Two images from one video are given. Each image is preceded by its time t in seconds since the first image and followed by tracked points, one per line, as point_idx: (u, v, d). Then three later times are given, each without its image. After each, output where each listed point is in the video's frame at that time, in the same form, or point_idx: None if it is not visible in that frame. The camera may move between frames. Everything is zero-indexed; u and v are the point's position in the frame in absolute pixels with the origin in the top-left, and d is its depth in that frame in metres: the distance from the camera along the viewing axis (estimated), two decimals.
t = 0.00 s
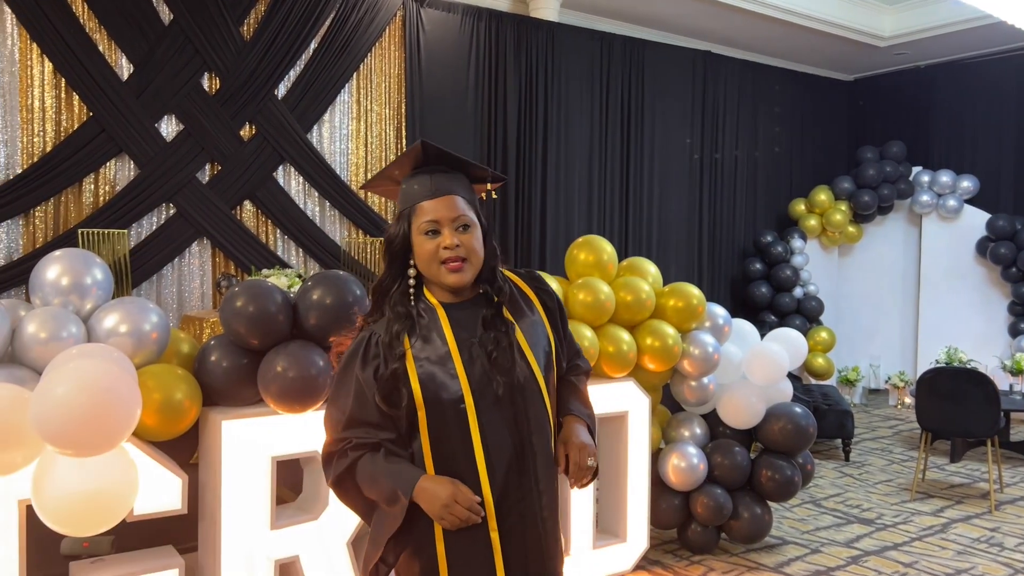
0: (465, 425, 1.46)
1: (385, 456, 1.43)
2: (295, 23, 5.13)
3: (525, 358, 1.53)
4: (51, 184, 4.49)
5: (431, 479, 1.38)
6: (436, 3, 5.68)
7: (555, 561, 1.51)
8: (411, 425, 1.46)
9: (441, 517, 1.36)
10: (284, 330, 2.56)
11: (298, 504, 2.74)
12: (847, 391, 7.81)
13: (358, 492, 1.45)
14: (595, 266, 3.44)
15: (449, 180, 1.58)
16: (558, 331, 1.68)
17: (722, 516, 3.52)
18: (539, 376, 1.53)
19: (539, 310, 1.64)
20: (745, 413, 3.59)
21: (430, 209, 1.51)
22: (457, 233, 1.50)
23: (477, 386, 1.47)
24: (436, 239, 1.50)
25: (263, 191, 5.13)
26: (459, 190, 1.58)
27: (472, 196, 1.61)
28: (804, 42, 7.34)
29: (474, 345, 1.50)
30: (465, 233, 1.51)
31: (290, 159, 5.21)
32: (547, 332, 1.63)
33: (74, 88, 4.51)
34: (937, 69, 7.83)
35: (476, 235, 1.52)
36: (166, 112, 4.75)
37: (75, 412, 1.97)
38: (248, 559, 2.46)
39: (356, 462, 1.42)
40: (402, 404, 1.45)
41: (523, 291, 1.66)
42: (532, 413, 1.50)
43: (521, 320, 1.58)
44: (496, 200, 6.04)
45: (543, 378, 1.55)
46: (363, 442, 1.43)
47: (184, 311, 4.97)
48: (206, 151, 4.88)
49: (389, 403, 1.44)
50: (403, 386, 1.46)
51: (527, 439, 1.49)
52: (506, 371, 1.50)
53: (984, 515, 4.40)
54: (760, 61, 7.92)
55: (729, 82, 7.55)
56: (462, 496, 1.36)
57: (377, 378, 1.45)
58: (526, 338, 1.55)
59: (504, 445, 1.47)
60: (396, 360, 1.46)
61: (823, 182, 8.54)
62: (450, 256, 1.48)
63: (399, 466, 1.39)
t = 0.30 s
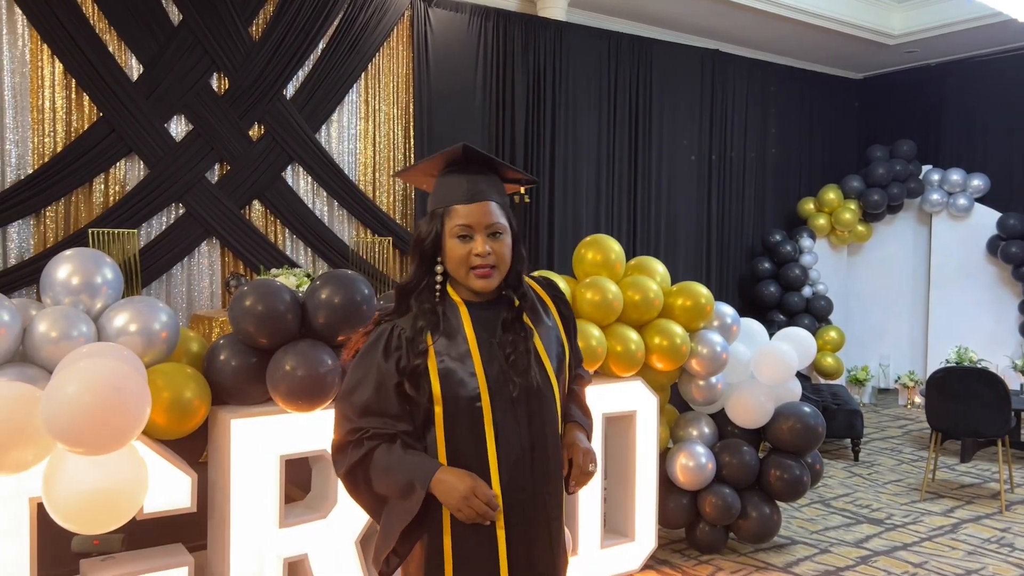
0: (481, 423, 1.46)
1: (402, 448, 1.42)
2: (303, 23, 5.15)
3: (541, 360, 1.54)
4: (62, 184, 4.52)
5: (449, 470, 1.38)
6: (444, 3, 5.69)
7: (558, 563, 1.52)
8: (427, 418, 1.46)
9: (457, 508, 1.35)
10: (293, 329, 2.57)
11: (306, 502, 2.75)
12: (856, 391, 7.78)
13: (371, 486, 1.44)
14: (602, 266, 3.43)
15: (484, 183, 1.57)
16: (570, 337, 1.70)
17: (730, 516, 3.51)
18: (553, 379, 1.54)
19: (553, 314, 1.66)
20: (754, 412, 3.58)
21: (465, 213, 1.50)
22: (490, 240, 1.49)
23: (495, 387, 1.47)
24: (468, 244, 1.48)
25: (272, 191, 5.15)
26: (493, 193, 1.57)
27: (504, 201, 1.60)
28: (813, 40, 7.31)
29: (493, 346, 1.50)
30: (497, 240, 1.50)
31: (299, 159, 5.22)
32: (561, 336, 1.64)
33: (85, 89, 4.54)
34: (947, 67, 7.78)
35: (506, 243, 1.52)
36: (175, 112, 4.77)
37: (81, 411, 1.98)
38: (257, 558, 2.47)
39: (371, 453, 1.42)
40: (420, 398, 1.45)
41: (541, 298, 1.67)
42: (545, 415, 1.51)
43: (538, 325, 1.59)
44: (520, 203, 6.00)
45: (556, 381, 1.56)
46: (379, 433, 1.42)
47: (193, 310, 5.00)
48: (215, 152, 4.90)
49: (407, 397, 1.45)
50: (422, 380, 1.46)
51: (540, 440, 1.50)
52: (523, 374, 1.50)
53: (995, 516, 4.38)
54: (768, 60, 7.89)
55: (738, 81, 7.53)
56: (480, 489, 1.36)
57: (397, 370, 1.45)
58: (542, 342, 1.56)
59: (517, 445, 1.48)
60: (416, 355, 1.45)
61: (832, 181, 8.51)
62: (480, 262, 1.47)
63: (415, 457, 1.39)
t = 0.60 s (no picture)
0: (508, 417, 1.47)
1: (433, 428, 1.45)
2: (309, 24, 5.16)
3: (568, 367, 1.55)
4: (71, 184, 4.54)
5: (483, 452, 1.40)
6: (450, 3, 5.69)
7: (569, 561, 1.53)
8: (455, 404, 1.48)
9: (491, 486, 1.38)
10: (300, 329, 2.57)
11: (312, 502, 2.76)
12: (863, 392, 7.75)
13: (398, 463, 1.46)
14: (609, 267, 3.43)
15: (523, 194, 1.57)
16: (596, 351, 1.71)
17: (736, 517, 3.51)
18: (576, 387, 1.56)
19: (586, 328, 1.67)
20: (761, 413, 3.57)
21: (499, 225, 1.51)
22: (520, 254, 1.49)
23: (522, 384, 1.49)
24: (498, 255, 1.50)
25: (278, 191, 5.17)
26: (529, 207, 1.55)
27: (547, 212, 1.58)
28: (819, 40, 7.29)
29: (523, 345, 1.51)
30: (527, 253, 1.50)
31: (305, 160, 5.24)
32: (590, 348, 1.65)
33: (93, 91, 4.56)
34: (955, 67, 7.75)
35: (539, 257, 1.51)
36: (182, 113, 4.79)
37: (89, 411, 1.99)
38: (263, 558, 2.48)
39: (404, 432, 1.44)
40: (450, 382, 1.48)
41: (578, 313, 1.68)
42: (567, 415, 1.53)
43: (568, 335, 1.59)
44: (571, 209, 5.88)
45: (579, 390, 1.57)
46: (412, 412, 1.44)
47: (200, 311, 5.02)
48: (222, 152, 4.91)
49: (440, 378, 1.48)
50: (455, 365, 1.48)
51: (561, 437, 1.52)
52: (549, 374, 1.52)
53: (1002, 518, 4.36)
54: (775, 60, 7.87)
55: (744, 81, 7.51)
56: (514, 471, 1.39)
57: (432, 352, 1.48)
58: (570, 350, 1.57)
59: (541, 440, 1.49)
60: (452, 342, 1.49)
61: (839, 181, 8.48)
62: (508, 274, 1.49)
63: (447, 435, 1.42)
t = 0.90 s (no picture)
0: (507, 410, 1.48)
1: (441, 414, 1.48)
2: (315, 24, 5.17)
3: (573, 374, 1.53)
4: (78, 184, 4.56)
5: (484, 436, 1.42)
6: (455, 3, 5.69)
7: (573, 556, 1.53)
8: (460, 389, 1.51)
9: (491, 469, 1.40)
10: (305, 328, 2.58)
11: (318, 500, 2.76)
12: (868, 392, 7.74)
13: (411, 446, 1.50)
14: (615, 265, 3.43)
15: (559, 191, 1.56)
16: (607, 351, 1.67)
17: (741, 517, 3.50)
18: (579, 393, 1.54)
19: (598, 328, 1.62)
20: (766, 413, 3.57)
21: (531, 213, 1.52)
22: (542, 245, 1.50)
23: (523, 379, 1.49)
24: (521, 240, 1.51)
25: (284, 191, 5.18)
26: (567, 210, 1.56)
27: (579, 221, 1.59)
28: (825, 40, 7.27)
29: (527, 341, 1.51)
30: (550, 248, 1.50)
31: (311, 159, 5.25)
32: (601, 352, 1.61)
33: (100, 91, 4.58)
34: (962, 66, 7.72)
35: (560, 254, 1.52)
36: (188, 113, 4.81)
37: (96, 409, 2.00)
38: (269, 557, 2.49)
39: (414, 417, 1.48)
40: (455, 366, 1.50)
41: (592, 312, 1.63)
42: (569, 414, 1.52)
43: (581, 350, 1.55)
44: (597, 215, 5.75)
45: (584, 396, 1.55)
46: (421, 399, 1.48)
47: (206, 310, 5.03)
48: (228, 152, 4.93)
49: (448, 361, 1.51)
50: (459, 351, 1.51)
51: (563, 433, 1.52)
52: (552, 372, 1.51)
53: (1008, 518, 4.35)
54: (780, 60, 7.86)
55: (750, 80, 7.50)
56: (513, 456, 1.40)
57: (440, 338, 1.52)
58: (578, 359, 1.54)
59: (543, 435, 1.49)
60: (459, 328, 1.51)
61: (845, 181, 8.47)
62: (526, 261, 1.49)
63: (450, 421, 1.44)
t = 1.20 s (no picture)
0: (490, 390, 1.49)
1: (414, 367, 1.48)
2: (319, 24, 5.18)
3: (563, 360, 1.52)
4: (83, 184, 4.57)
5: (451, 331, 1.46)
6: (459, 3, 5.69)
7: (555, 547, 1.51)
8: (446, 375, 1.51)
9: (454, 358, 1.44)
10: (309, 328, 2.59)
11: (322, 500, 2.77)
12: (872, 392, 7.73)
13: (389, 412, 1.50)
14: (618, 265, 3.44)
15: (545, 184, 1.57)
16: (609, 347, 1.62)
17: (745, 516, 3.50)
18: (568, 383, 1.52)
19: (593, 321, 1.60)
20: (770, 413, 3.57)
21: (519, 205, 1.52)
22: (531, 235, 1.50)
23: (509, 360, 1.50)
24: (509, 232, 1.51)
25: (288, 191, 5.19)
26: (555, 202, 1.56)
27: (567, 214, 1.59)
28: (828, 39, 7.27)
29: (515, 323, 1.52)
30: (538, 238, 1.51)
31: (315, 160, 5.26)
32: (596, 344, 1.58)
33: (105, 92, 4.59)
34: (966, 66, 7.71)
35: (549, 244, 1.52)
36: (192, 113, 4.82)
37: (101, 409, 2.00)
38: (273, 557, 2.49)
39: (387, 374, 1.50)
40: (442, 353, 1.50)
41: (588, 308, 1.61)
42: (558, 399, 1.51)
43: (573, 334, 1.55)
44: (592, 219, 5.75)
45: (574, 386, 1.53)
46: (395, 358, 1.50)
47: (211, 310, 5.05)
48: (232, 152, 4.94)
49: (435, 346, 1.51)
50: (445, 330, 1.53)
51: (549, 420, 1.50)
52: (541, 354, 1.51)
53: (1012, 518, 4.34)
54: (784, 59, 7.86)
55: (754, 80, 7.49)
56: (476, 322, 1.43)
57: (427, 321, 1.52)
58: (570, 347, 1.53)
59: (526, 419, 1.49)
60: (447, 314, 1.52)
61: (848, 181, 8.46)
62: (515, 251, 1.50)
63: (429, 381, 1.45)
